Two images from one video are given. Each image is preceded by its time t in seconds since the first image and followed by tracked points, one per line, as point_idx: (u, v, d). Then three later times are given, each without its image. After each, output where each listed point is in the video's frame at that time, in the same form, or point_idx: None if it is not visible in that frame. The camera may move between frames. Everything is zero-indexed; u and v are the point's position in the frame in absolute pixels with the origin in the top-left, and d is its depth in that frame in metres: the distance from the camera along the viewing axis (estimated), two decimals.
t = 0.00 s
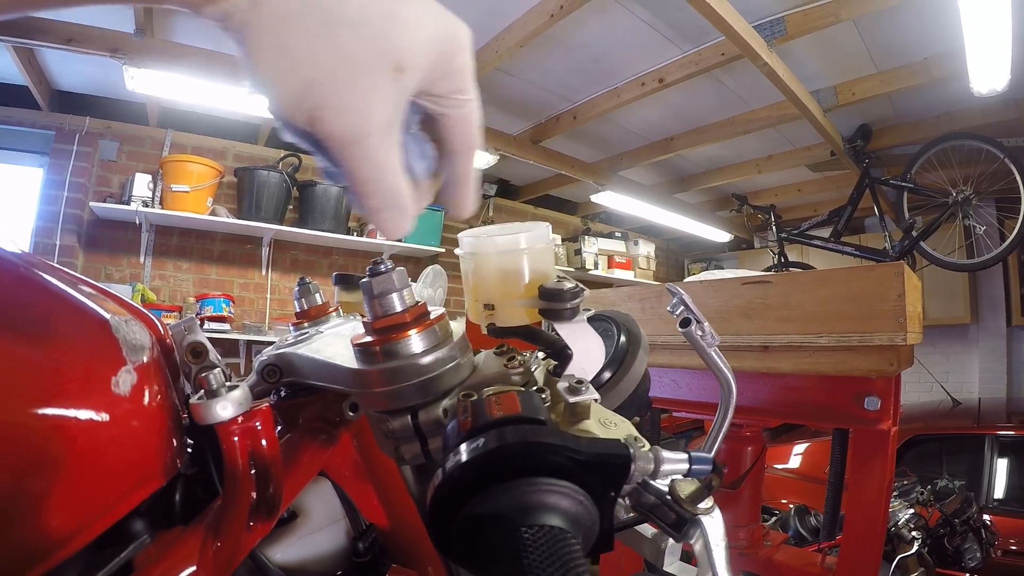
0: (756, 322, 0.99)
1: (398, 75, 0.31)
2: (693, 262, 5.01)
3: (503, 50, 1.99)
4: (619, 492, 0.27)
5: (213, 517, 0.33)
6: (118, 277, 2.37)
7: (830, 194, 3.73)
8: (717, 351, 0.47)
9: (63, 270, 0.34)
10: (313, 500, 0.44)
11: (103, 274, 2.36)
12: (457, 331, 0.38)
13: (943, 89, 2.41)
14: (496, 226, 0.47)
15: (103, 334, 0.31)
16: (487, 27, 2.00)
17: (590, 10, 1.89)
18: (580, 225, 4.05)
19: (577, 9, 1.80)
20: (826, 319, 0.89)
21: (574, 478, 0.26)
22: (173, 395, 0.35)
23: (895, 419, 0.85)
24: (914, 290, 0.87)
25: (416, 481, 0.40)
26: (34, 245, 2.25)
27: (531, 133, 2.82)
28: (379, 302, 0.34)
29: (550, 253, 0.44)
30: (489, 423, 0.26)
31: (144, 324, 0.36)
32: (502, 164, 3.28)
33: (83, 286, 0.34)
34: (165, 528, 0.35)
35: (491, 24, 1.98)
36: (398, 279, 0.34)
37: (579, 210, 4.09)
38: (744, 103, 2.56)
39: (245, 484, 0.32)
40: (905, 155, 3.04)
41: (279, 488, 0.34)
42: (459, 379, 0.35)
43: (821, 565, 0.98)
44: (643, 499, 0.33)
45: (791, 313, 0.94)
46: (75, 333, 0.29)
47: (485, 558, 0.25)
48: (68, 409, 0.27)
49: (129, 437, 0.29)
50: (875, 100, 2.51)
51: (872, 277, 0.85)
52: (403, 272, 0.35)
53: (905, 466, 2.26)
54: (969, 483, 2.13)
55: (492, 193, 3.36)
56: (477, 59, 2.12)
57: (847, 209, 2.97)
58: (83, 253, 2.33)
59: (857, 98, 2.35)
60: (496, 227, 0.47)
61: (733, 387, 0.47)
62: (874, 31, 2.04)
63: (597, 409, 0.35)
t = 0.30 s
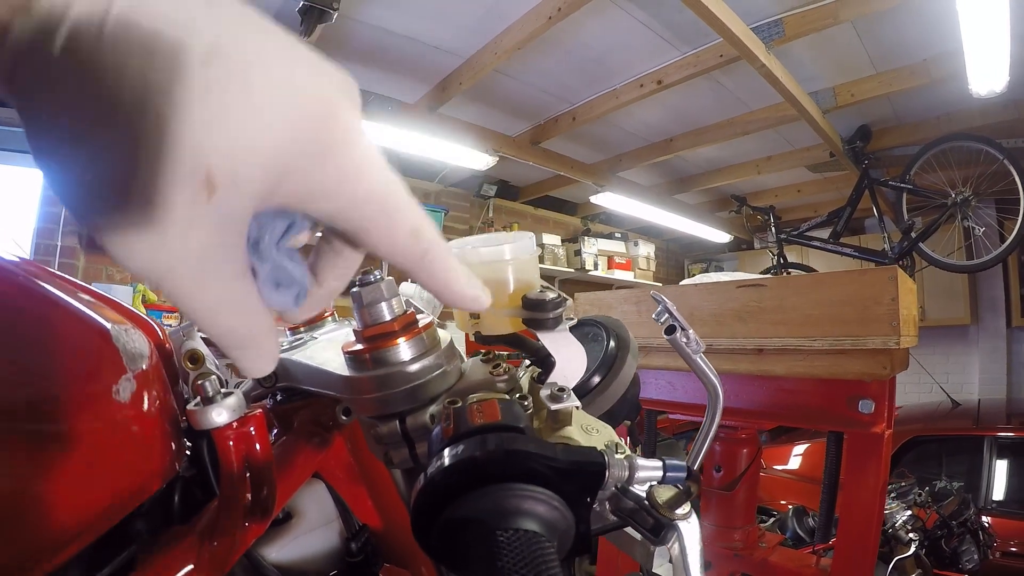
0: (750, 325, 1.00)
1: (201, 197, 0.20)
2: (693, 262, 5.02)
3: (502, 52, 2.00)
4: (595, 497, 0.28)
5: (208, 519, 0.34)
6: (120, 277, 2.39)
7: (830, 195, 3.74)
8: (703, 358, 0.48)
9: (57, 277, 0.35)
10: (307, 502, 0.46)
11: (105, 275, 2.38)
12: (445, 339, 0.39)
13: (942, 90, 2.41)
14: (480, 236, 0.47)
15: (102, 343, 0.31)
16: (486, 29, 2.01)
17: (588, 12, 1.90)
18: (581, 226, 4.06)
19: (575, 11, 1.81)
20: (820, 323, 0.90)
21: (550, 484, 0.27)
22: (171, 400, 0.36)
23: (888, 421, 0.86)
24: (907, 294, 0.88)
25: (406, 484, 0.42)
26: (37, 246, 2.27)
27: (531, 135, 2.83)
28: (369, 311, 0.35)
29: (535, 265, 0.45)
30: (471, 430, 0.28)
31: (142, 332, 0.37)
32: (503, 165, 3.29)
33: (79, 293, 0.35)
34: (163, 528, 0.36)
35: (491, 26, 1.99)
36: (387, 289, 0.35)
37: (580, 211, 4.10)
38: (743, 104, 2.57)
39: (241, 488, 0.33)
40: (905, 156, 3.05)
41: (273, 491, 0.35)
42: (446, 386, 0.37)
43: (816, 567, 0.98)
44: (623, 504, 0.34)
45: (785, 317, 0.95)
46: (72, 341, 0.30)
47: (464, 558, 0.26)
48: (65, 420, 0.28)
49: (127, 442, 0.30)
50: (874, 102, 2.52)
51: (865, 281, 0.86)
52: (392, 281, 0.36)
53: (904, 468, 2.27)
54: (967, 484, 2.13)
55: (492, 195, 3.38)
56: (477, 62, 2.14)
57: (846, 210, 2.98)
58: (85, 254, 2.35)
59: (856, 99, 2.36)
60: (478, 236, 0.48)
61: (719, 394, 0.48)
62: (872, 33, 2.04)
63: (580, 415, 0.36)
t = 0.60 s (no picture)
0: (751, 327, 1.00)
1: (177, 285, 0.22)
2: (696, 262, 5.01)
3: (503, 53, 2.01)
4: (584, 508, 0.29)
5: (208, 526, 0.34)
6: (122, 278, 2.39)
7: (833, 195, 3.73)
8: (699, 365, 0.48)
9: (57, 286, 0.36)
10: (307, 507, 0.48)
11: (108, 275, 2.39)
12: (441, 349, 0.40)
13: (946, 89, 2.40)
14: (476, 244, 0.49)
15: (106, 354, 0.33)
16: (487, 30, 2.01)
17: (589, 13, 1.90)
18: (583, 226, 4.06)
19: (576, 13, 1.81)
20: (821, 326, 0.90)
21: (540, 495, 0.28)
22: (172, 408, 0.38)
23: (887, 424, 0.86)
24: (908, 296, 0.88)
25: (402, 490, 0.42)
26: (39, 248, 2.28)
27: (532, 135, 2.84)
28: (366, 321, 0.35)
29: (530, 275, 0.46)
30: (464, 440, 0.28)
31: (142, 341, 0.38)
32: (504, 166, 3.30)
33: (80, 301, 0.36)
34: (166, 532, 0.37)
35: (492, 27, 1.99)
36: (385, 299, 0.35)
37: (582, 210, 4.11)
38: (745, 104, 2.57)
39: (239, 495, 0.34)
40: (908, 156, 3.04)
41: (272, 497, 0.35)
42: (442, 395, 0.37)
43: (817, 569, 0.98)
44: (614, 511, 0.34)
45: (786, 319, 0.95)
46: (77, 351, 0.31)
47: (454, 565, 0.27)
48: (69, 430, 0.29)
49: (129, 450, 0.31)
50: (877, 101, 2.51)
51: (866, 284, 0.86)
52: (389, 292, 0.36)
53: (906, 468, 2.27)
54: (970, 485, 2.12)
55: (495, 195, 3.38)
56: (478, 63, 2.14)
57: (849, 210, 2.97)
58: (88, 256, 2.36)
59: (858, 99, 2.35)
60: (474, 245, 0.49)
61: (716, 400, 0.48)
62: (874, 33, 2.04)
63: (574, 424, 0.37)
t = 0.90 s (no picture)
0: (751, 327, 1.00)
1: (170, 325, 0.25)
2: (697, 262, 5.01)
3: (503, 53, 2.01)
4: (579, 507, 0.29)
5: (204, 523, 0.34)
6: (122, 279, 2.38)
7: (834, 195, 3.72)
8: (697, 364, 0.48)
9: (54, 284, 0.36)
10: (304, 506, 0.48)
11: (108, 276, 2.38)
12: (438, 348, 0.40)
13: (947, 89, 2.40)
14: (473, 245, 0.49)
15: (104, 352, 0.33)
16: (488, 30, 2.01)
17: (589, 13, 1.89)
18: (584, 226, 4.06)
19: (576, 13, 1.80)
20: (822, 326, 0.90)
21: (535, 494, 0.28)
22: (169, 407, 0.38)
23: (888, 424, 0.86)
24: (908, 295, 0.88)
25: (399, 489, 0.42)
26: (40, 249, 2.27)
27: (533, 135, 2.84)
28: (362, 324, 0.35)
29: (526, 276, 0.46)
30: (458, 440, 0.28)
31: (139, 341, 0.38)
32: (505, 166, 3.30)
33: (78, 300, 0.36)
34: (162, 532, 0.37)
35: (493, 27, 1.99)
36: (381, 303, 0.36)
37: (583, 210, 4.11)
38: (746, 104, 2.56)
39: (236, 494, 0.34)
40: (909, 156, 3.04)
41: (269, 496, 0.35)
42: (438, 394, 0.37)
43: (817, 570, 0.98)
44: (611, 512, 0.34)
45: (786, 319, 0.95)
46: (77, 348, 0.31)
47: (448, 563, 0.27)
48: (68, 429, 0.29)
49: (126, 449, 0.32)
50: (878, 101, 2.51)
51: (866, 284, 0.85)
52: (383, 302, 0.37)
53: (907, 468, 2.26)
54: (972, 485, 2.12)
55: (496, 195, 3.38)
56: (478, 63, 2.15)
57: (850, 209, 2.96)
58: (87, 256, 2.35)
59: (859, 99, 2.35)
60: (472, 245, 0.49)
61: (714, 400, 0.48)
62: (875, 32, 2.03)
63: (571, 423, 0.36)
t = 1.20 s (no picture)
0: (752, 326, 1.00)
1: (183, 342, 0.29)
2: (696, 262, 5.01)
3: (503, 53, 2.01)
4: (584, 504, 0.29)
5: (203, 521, 0.34)
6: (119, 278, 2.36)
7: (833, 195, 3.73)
8: (700, 361, 0.48)
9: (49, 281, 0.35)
10: (304, 504, 0.47)
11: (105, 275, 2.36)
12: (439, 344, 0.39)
13: (946, 89, 2.40)
14: (474, 240, 0.48)
15: (102, 349, 0.32)
16: (487, 30, 2.01)
17: (589, 12, 1.89)
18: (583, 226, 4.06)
19: (576, 12, 1.80)
20: (823, 324, 0.90)
21: (538, 491, 0.27)
22: (168, 405, 0.38)
23: (889, 423, 0.86)
24: (909, 294, 0.88)
25: (400, 486, 0.42)
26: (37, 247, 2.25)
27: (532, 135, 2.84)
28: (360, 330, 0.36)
29: (528, 271, 0.45)
30: (460, 436, 0.28)
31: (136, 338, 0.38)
32: (505, 166, 3.30)
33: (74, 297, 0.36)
34: (161, 531, 0.36)
35: (492, 27, 1.99)
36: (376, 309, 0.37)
37: (582, 210, 4.12)
38: (745, 104, 2.56)
39: (235, 491, 0.34)
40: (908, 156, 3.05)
41: (267, 493, 0.35)
42: (439, 391, 0.37)
43: (817, 569, 0.97)
44: (614, 509, 0.34)
45: (786, 318, 0.95)
46: (72, 344, 0.31)
47: (450, 561, 0.26)
48: (64, 426, 0.28)
49: (124, 445, 0.31)
50: (877, 101, 2.51)
51: (867, 282, 0.85)
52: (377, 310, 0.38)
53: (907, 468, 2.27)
54: (972, 485, 2.12)
55: (495, 195, 3.38)
56: (478, 63, 2.15)
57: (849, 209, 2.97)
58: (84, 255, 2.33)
59: (858, 98, 2.36)
60: (473, 240, 0.49)
61: (717, 398, 0.48)
62: (875, 32, 2.04)
63: (574, 420, 0.36)
